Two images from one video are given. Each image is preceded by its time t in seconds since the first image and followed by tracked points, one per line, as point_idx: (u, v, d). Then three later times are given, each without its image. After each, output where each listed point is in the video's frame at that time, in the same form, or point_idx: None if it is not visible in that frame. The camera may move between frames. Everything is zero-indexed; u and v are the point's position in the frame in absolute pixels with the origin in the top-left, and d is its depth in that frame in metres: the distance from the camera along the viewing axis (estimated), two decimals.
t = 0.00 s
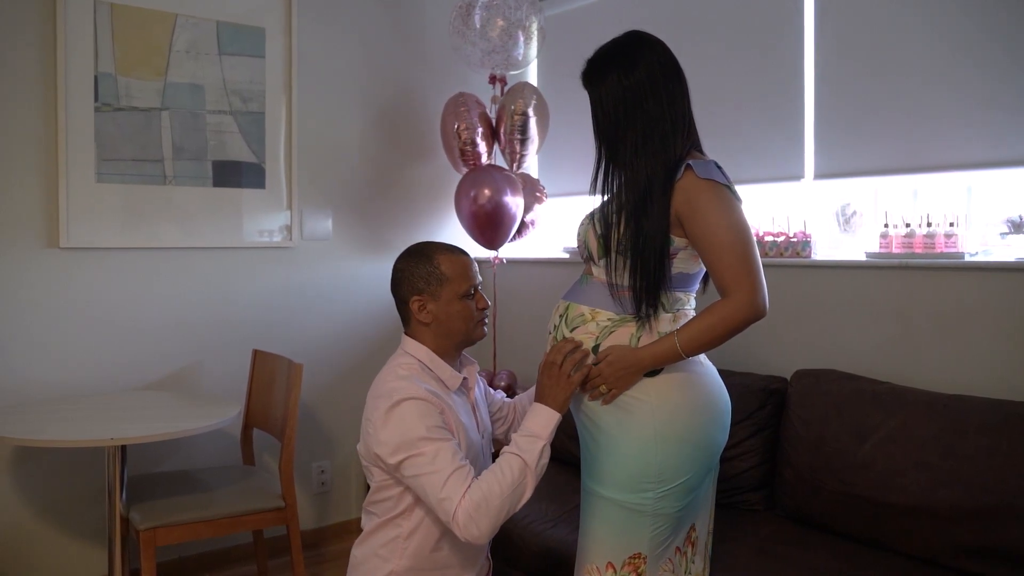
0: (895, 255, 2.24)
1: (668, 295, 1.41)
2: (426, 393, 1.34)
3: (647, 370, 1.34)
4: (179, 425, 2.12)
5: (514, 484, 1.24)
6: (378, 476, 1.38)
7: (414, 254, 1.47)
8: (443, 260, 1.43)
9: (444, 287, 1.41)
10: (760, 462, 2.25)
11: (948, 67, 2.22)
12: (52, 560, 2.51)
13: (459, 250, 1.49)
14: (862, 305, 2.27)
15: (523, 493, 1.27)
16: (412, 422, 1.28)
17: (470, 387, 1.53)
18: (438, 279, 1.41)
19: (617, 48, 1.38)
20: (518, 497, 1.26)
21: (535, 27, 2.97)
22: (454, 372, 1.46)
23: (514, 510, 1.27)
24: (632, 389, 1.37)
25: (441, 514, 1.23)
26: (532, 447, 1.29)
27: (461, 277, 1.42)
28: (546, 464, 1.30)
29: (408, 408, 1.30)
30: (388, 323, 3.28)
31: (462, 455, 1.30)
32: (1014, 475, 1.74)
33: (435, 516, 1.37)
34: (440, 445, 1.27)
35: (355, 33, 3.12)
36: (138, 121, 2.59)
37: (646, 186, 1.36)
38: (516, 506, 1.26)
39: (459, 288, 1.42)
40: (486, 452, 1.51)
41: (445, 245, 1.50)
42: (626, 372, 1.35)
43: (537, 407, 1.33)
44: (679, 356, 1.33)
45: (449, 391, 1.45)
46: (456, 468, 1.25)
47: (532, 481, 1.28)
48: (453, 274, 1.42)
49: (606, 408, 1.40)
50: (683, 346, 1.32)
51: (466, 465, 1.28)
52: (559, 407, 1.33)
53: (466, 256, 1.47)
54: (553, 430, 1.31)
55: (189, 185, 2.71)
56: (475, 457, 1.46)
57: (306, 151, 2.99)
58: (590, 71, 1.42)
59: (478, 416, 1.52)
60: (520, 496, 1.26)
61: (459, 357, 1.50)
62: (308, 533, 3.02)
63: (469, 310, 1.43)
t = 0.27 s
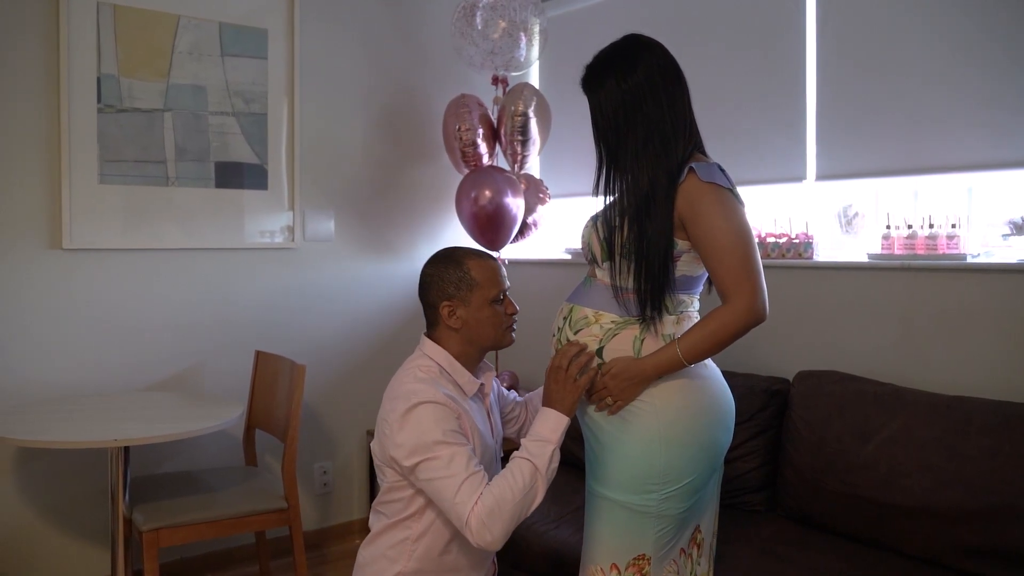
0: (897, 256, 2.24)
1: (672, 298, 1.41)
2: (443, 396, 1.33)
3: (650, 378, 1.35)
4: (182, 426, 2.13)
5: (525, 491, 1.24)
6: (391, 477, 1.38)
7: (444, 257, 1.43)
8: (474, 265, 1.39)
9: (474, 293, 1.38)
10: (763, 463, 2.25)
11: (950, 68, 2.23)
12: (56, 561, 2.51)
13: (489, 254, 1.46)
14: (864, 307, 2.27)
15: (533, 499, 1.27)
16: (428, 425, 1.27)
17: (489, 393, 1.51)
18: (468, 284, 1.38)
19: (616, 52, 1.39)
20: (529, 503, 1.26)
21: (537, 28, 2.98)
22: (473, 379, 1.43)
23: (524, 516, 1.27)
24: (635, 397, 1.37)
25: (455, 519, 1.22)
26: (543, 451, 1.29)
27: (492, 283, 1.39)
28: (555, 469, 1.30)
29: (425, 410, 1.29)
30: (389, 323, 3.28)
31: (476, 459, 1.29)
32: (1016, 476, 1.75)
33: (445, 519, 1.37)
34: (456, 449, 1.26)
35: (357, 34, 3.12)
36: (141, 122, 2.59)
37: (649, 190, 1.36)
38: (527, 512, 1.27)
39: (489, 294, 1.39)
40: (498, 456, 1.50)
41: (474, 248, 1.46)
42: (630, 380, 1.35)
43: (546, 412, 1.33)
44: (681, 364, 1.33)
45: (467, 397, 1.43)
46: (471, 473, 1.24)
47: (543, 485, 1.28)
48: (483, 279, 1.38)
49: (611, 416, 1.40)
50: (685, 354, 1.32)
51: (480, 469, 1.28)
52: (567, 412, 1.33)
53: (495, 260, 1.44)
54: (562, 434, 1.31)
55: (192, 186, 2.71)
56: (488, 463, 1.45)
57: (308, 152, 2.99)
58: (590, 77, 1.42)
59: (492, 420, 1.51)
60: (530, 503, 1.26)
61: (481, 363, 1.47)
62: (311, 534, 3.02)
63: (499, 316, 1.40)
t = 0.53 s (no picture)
0: (903, 258, 2.24)
1: (680, 300, 1.41)
2: (462, 399, 1.33)
3: (659, 379, 1.35)
4: (188, 428, 2.13)
5: (541, 495, 1.25)
6: (407, 479, 1.38)
7: (470, 263, 1.42)
8: (502, 271, 1.38)
9: (503, 299, 1.37)
10: (769, 464, 2.26)
11: (956, 70, 2.23)
12: (61, 562, 2.52)
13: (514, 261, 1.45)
14: (870, 308, 2.27)
15: (549, 503, 1.27)
16: (448, 429, 1.27)
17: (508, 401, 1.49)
18: (496, 290, 1.37)
19: (619, 56, 1.39)
20: (544, 507, 1.26)
21: (541, 29, 2.98)
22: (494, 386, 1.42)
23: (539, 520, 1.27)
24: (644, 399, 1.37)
25: (472, 523, 1.22)
26: (557, 455, 1.29)
27: (521, 289, 1.38)
28: (569, 472, 1.30)
29: (444, 413, 1.29)
30: (394, 323, 3.29)
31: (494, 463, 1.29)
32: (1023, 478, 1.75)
33: (459, 522, 1.37)
34: (475, 453, 1.26)
35: (361, 35, 3.12)
36: (147, 123, 2.59)
37: (657, 192, 1.36)
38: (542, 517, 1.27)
39: (517, 300, 1.38)
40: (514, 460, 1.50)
41: (500, 255, 1.45)
42: (638, 381, 1.35)
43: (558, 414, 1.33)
44: (690, 364, 1.33)
45: (487, 403, 1.42)
46: (490, 477, 1.24)
47: (558, 488, 1.28)
48: (512, 286, 1.38)
49: (619, 417, 1.40)
50: (694, 355, 1.32)
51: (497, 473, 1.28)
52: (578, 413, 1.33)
53: (521, 266, 1.43)
54: (574, 436, 1.31)
55: (197, 187, 2.71)
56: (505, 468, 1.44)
57: (313, 153, 2.99)
58: (594, 82, 1.43)
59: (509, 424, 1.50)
60: (546, 507, 1.26)
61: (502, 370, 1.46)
62: (315, 535, 3.03)
63: (526, 322, 1.39)
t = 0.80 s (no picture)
0: (908, 259, 2.24)
1: (687, 301, 1.42)
2: (475, 402, 1.33)
3: (667, 379, 1.35)
4: (195, 429, 2.13)
5: (552, 498, 1.25)
6: (418, 481, 1.38)
7: (486, 267, 1.42)
8: (519, 276, 1.39)
9: (519, 303, 1.37)
10: (775, 465, 2.26)
11: (961, 72, 2.23)
12: (68, 562, 2.52)
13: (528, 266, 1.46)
14: (875, 309, 2.28)
15: (559, 506, 1.28)
16: (461, 432, 1.28)
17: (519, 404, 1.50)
18: (513, 295, 1.38)
19: (625, 60, 1.39)
20: (555, 509, 1.27)
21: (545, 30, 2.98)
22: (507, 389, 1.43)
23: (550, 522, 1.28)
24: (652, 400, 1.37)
25: (484, 525, 1.23)
26: (567, 456, 1.30)
27: (537, 294, 1.39)
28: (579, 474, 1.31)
29: (458, 416, 1.29)
30: (399, 324, 3.29)
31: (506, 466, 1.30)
32: None
33: (469, 524, 1.38)
34: (488, 456, 1.26)
35: (366, 36, 3.12)
36: (153, 124, 2.60)
37: (663, 195, 1.37)
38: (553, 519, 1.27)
39: (534, 304, 1.38)
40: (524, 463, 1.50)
41: (514, 260, 1.46)
42: (646, 381, 1.36)
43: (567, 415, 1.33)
44: (698, 365, 1.34)
45: (499, 406, 1.43)
46: (502, 480, 1.25)
47: (568, 491, 1.29)
48: (528, 290, 1.38)
49: (628, 418, 1.40)
50: (702, 355, 1.33)
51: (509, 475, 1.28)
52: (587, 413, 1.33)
53: (537, 271, 1.44)
54: (583, 437, 1.32)
55: (203, 188, 2.72)
56: (516, 470, 1.45)
57: (318, 154, 2.99)
58: (599, 86, 1.43)
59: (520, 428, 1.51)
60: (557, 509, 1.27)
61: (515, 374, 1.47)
62: (321, 535, 3.04)
63: (542, 327, 1.40)
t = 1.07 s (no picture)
0: (910, 259, 2.24)
1: (687, 301, 1.42)
2: (478, 403, 1.34)
3: (668, 379, 1.35)
4: (198, 430, 2.13)
5: (555, 498, 1.25)
6: (421, 481, 1.38)
7: (491, 269, 1.43)
8: (524, 277, 1.39)
9: (524, 305, 1.38)
10: (776, 466, 2.27)
11: (964, 73, 2.23)
12: (71, 562, 2.53)
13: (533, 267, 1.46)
14: (877, 309, 2.28)
15: (562, 506, 1.28)
16: (465, 433, 1.28)
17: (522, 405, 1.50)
18: (517, 297, 1.38)
19: (628, 60, 1.39)
20: (557, 510, 1.27)
21: (548, 30, 2.97)
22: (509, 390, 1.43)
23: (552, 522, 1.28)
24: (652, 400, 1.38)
25: (487, 526, 1.23)
26: (568, 457, 1.30)
27: (542, 296, 1.39)
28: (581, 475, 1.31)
29: (461, 417, 1.30)
30: (401, 324, 3.30)
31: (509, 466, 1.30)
32: None
33: (472, 524, 1.38)
34: (491, 457, 1.27)
35: (368, 36, 3.13)
36: (156, 125, 2.60)
37: (664, 195, 1.37)
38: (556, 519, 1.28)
39: (538, 306, 1.39)
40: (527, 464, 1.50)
41: (519, 261, 1.46)
42: (647, 381, 1.36)
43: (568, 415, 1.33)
44: (698, 365, 1.34)
45: (502, 407, 1.43)
46: (505, 480, 1.25)
47: (570, 492, 1.29)
48: (533, 292, 1.39)
49: (628, 418, 1.40)
50: (702, 355, 1.33)
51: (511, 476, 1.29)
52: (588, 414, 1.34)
53: (541, 272, 1.44)
54: (584, 438, 1.32)
55: (206, 188, 2.72)
56: (518, 471, 1.45)
57: (321, 155, 3.00)
58: (602, 85, 1.43)
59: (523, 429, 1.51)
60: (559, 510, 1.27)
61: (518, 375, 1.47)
62: (324, 535, 3.04)
63: (546, 329, 1.40)
